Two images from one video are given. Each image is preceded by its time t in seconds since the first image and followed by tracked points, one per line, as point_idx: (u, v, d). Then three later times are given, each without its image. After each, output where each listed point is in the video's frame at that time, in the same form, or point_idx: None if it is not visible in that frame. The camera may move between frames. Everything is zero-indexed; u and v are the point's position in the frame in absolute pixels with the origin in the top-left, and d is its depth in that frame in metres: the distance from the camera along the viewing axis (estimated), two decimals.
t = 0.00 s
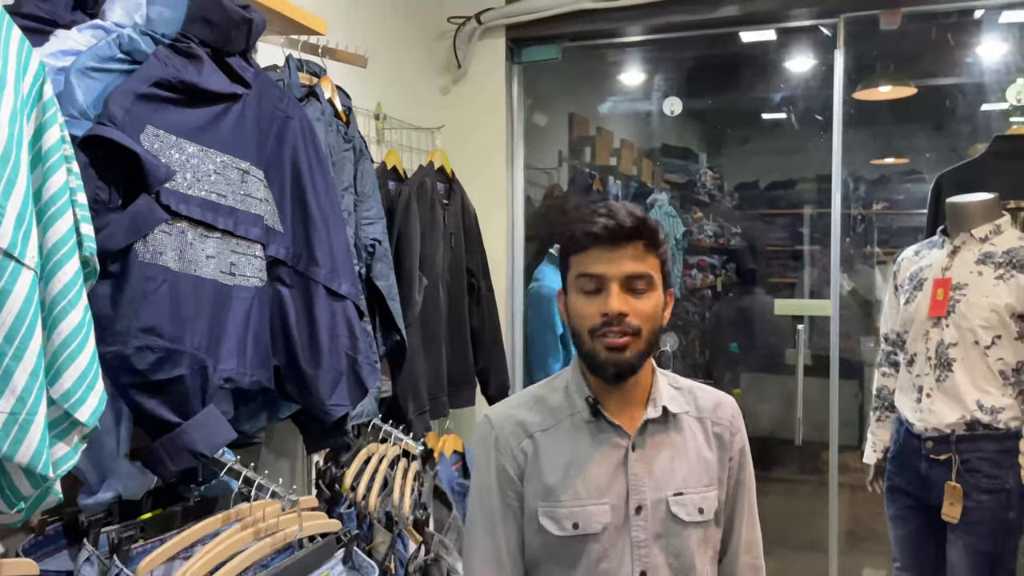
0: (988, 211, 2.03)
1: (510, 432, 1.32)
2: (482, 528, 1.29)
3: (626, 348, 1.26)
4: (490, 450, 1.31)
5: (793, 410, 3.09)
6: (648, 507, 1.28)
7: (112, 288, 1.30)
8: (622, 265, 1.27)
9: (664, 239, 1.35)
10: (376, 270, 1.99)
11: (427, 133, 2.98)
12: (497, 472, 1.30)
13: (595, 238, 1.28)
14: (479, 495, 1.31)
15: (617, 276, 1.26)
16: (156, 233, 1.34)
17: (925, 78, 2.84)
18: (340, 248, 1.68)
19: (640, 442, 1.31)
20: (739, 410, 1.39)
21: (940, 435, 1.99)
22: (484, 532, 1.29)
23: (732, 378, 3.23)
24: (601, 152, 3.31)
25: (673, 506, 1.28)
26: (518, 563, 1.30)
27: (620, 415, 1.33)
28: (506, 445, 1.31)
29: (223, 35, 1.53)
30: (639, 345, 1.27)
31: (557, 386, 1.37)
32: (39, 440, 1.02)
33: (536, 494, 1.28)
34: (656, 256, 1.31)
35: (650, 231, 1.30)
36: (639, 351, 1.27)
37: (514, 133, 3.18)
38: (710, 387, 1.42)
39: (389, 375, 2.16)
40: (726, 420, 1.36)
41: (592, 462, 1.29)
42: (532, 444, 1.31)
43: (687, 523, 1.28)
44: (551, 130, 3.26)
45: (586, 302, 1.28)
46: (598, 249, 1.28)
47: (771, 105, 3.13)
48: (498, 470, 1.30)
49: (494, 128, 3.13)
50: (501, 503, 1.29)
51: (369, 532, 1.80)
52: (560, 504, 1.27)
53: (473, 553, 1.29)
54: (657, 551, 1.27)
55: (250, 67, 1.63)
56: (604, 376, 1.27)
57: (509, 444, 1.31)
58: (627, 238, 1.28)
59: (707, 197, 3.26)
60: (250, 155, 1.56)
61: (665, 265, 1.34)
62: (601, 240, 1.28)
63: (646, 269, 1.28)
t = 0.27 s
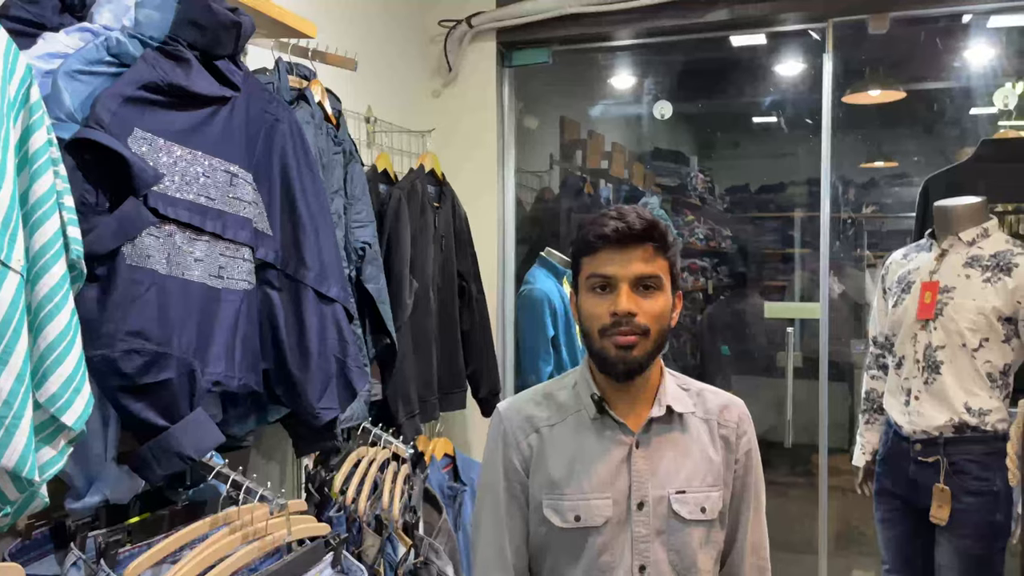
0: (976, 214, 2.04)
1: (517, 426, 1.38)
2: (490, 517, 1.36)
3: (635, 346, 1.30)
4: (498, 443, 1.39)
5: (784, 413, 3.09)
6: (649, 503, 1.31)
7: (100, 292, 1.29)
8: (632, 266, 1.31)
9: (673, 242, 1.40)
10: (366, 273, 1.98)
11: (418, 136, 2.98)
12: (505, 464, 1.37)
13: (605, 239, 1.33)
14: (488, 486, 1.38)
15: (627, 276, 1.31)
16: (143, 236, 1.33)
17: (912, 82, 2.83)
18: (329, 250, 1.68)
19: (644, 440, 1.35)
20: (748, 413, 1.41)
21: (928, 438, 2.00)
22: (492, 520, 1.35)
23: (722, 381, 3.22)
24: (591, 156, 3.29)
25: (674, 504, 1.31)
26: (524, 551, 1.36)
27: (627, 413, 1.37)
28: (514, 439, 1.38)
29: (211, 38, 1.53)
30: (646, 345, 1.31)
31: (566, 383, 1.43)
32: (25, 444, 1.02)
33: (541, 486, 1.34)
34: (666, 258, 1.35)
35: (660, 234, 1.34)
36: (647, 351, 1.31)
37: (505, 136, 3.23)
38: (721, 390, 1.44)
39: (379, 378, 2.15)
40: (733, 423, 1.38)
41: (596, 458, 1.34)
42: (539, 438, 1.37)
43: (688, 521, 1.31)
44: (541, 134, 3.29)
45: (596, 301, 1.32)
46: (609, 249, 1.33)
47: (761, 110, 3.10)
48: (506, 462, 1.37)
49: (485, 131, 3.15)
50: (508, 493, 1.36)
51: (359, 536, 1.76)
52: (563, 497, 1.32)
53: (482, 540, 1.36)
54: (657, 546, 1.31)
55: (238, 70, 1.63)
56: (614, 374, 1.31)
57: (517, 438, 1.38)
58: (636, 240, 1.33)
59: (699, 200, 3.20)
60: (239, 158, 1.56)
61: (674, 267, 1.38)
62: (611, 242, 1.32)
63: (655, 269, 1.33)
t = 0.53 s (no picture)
0: (965, 217, 2.05)
1: (514, 423, 1.39)
2: (484, 512, 1.36)
3: (631, 346, 1.30)
4: (495, 439, 1.39)
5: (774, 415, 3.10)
6: (642, 502, 1.32)
7: (87, 294, 1.28)
8: (627, 267, 1.32)
9: (668, 243, 1.40)
10: (356, 275, 1.98)
11: (409, 138, 2.98)
12: (501, 461, 1.38)
13: (600, 240, 1.34)
14: (483, 482, 1.39)
15: (622, 275, 1.31)
16: (131, 238, 1.33)
17: (900, 86, 2.86)
18: (318, 254, 1.68)
19: (639, 439, 1.35)
20: (744, 415, 1.40)
21: (917, 440, 2.01)
22: (486, 515, 1.36)
23: (713, 383, 3.23)
24: (582, 158, 3.29)
25: (667, 503, 1.31)
26: (518, 547, 1.36)
27: (622, 413, 1.38)
28: (510, 436, 1.38)
29: (199, 40, 1.52)
30: (643, 344, 1.31)
31: (563, 382, 1.44)
32: (10, 447, 1.01)
33: (536, 483, 1.34)
34: (660, 259, 1.36)
35: (654, 235, 1.35)
36: (643, 350, 1.31)
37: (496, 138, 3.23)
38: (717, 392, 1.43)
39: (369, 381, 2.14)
40: (728, 424, 1.38)
41: (591, 456, 1.34)
42: (534, 436, 1.37)
43: (681, 520, 1.31)
44: (533, 136, 3.30)
45: (593, 302, 1.33)
46: (604, 249, 1.33)
47: (752, 112, 3.11)
48: (501, 459, 1.38)
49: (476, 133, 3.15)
50: (503, 489, 1.37)
51: (348, 539, 1.77)
52: (557, 493, 1.32)
53: (476, 536, 1.36)
54: (650, 545, 1.31)
55: (226, 72, 1.62)
56: (610, 374, 1.32)
57: (513, 435, 1.38)
58: (631, 241, 1.33)
59: (690, 202, 3.22)
60: (228, 160, 1.55)
61: (668, 269, 1.38)
62: (606, 242, 1.33)
63: (650, 269, 1.33)
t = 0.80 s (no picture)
0: (955, 217, 2.06)
1: (508, 420, 1.39)
2: (479, 509, 1.36)
3: (627, 342, 1.30)
4: (489, 437, 1.39)
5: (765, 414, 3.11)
6: (636, 501, 1.32)
7: (75, 293, 1.26)
8: (621, 263, 1.32)
9: (658, 240, 1.41)
10: (346, 275, 1.98)
11: (400, 138, 2.97)
12: (495, 458, 1.37)
13: (593, 237, 1.34)
14: (477, 479, 1.38)
15: (616, 272, 1.31)
16: (120, 237, 1.32)
17: (893, 86, 2.86)
18: (309, 254, 1.67)
19: (632, 438, 1.35)
20: (737, 414, 1.41)
21: (907, 439, 2.01)
22: (480, 513, 1.35)
23: (705, 383, 3.23)
24: (574, 158, 3.29)
25: (661, 502, 1.31)
26: (511, 545, 1.36)
27: (616, 411, 1.37)
28: (504, 434, 1.38)
29: (190, 38, 1.52)
30: (638, 340, 1.31)
31: (557, 381, 1.43)
32: None
33: (530, 481, 1.34)
34: (651, 255, 1.36)
35: (646, 231, 1.36)
36: (639, 346, 1.31)
37: (488, 138, 3.23)
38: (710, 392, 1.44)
39: (360, 381, 2.13)
40: (721, 423, 1.38)
41: (585, 454, 1.34)
42: (529, 434, 1.37)
43: (674, 519, 1.31)
44: (524, 136, 3.30)
45: (588, 299, 1.33)
46: (597, 247, 1.33)
47: (743, 113, 3.11)
48: (495, 456, 1.37)
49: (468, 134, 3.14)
50: (498, 486, 1.36)
51: (339, 540, 1.78)
52: (552, 491, 1.32)
53: (470, 533, 1.36)
54: (644, 544, 1.31)
55: (216, 70, 1.61)
56: (607, 371, 1.31)
57: (507, 432, 1.38)
58: (623, 237, 1.34)
59: (682, 203, 3.22)
60: (217, 159, 1.55)
61: (659, 265, 1.39)
62: (599, 239, 1.33)
63: (643, 265, 1.33)
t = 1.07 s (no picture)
0: (945, 218, 2.07)
1: (505, 422, 1.38)
2: (477, 512, 1.36)
3: (619, 342, 1.30)
4: (486, 439, 1.38)
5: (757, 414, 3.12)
6: (633, 501, 1.32)
7: (64, 293, 1.25)
8: (613, 262, 1.32)
9: (651, 240, 1.41)
10: (338, 275, 1.97)
11: (392, 138, 2.97)
12: (492, 460, 1.37)
13: (586, 236, 1.34)
14: (475, 481, 1.38)
15: (608, 271, 1.31)
16: (109, 237, 1.31)
17: (884, 87, 2.88)
18: (301, 254, 1.67)
19: (629, 438, 1.36)
20: (731, 412, 1.41)
21: (898, 439, 2.02)
22: (478, 515, 1.35)
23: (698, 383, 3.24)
24: (567, 158, 3.30)
25: (657, 501, 1.31)
26: (509, 547, 1.36)
27: (611, 412, 1.38)
28: (501, 435, 1.38)
29: (181, 37, 1.51)
30: (631, 340, 1.31)
31: (553, 381, 1.43)
32: None
33: (528, 483, 1.34)
34: (644, 254, 1.36)
35: (638, 230, 1.36)
36: (631, 346, 1.31)
37: (481, 138, 3.23)
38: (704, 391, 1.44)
39: (352, 381, 2.13)
40: (716, 421, 1.39)
41: (581, 455, 1.34)
42: (525, 435, 1.37)
43: (671, 518, 1.31)
44: (517, 136, 3.31)
45: (581, 299, 1.33)
46: (590, 246, 1.33)
47: (736, 113, 3.12)
48: (492, 458, 1.37)
49: (461, 133, 3.14)
50: (495, 488, 1.36)
51: (331, 540, 1.78)
52: (549, 492, 1.32)
53: (468, 535, 1.36)
54: (641, 543, 1.31)
55: (208, 69, 1.61)
56: (599, 371, 1.31)
57: (504, 434, 1.38)
58: (615, 236, 1.34)
59: (675, 203, 3.22)
60: (208, 158, 1.54)
61: (652, 265, 1.39)
62: (592, 239, 1.33)
63: (635, 264, 1.33)
